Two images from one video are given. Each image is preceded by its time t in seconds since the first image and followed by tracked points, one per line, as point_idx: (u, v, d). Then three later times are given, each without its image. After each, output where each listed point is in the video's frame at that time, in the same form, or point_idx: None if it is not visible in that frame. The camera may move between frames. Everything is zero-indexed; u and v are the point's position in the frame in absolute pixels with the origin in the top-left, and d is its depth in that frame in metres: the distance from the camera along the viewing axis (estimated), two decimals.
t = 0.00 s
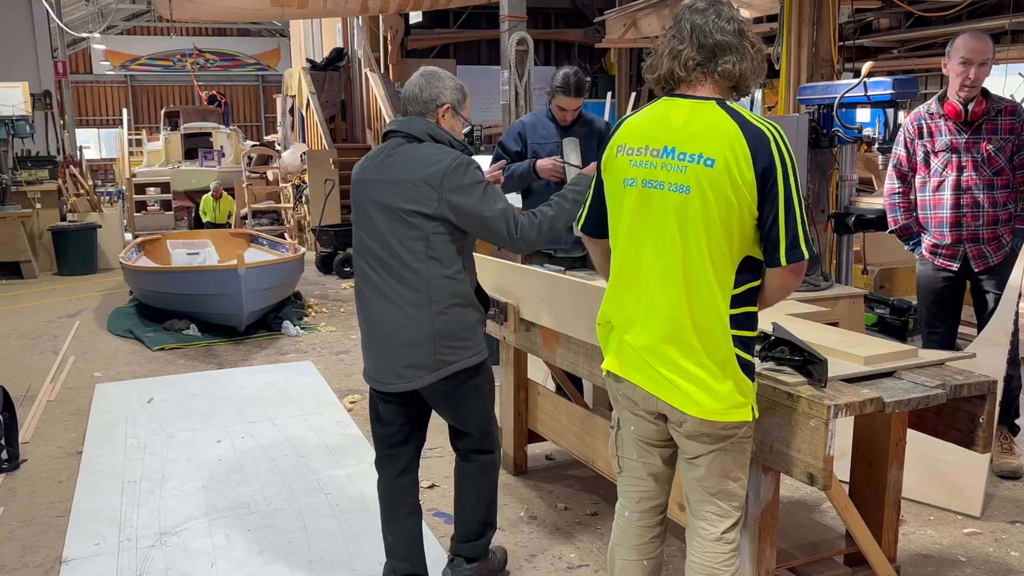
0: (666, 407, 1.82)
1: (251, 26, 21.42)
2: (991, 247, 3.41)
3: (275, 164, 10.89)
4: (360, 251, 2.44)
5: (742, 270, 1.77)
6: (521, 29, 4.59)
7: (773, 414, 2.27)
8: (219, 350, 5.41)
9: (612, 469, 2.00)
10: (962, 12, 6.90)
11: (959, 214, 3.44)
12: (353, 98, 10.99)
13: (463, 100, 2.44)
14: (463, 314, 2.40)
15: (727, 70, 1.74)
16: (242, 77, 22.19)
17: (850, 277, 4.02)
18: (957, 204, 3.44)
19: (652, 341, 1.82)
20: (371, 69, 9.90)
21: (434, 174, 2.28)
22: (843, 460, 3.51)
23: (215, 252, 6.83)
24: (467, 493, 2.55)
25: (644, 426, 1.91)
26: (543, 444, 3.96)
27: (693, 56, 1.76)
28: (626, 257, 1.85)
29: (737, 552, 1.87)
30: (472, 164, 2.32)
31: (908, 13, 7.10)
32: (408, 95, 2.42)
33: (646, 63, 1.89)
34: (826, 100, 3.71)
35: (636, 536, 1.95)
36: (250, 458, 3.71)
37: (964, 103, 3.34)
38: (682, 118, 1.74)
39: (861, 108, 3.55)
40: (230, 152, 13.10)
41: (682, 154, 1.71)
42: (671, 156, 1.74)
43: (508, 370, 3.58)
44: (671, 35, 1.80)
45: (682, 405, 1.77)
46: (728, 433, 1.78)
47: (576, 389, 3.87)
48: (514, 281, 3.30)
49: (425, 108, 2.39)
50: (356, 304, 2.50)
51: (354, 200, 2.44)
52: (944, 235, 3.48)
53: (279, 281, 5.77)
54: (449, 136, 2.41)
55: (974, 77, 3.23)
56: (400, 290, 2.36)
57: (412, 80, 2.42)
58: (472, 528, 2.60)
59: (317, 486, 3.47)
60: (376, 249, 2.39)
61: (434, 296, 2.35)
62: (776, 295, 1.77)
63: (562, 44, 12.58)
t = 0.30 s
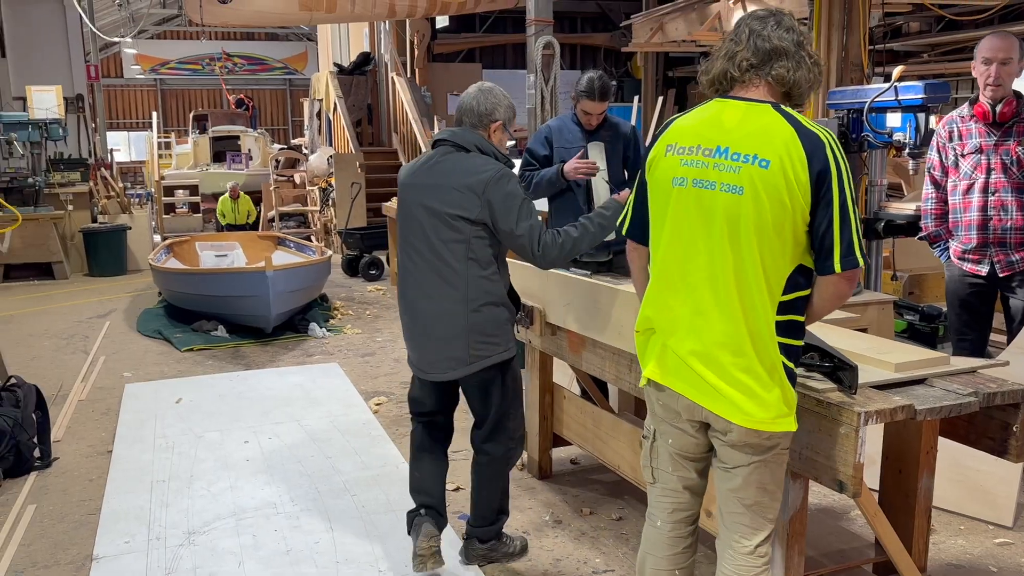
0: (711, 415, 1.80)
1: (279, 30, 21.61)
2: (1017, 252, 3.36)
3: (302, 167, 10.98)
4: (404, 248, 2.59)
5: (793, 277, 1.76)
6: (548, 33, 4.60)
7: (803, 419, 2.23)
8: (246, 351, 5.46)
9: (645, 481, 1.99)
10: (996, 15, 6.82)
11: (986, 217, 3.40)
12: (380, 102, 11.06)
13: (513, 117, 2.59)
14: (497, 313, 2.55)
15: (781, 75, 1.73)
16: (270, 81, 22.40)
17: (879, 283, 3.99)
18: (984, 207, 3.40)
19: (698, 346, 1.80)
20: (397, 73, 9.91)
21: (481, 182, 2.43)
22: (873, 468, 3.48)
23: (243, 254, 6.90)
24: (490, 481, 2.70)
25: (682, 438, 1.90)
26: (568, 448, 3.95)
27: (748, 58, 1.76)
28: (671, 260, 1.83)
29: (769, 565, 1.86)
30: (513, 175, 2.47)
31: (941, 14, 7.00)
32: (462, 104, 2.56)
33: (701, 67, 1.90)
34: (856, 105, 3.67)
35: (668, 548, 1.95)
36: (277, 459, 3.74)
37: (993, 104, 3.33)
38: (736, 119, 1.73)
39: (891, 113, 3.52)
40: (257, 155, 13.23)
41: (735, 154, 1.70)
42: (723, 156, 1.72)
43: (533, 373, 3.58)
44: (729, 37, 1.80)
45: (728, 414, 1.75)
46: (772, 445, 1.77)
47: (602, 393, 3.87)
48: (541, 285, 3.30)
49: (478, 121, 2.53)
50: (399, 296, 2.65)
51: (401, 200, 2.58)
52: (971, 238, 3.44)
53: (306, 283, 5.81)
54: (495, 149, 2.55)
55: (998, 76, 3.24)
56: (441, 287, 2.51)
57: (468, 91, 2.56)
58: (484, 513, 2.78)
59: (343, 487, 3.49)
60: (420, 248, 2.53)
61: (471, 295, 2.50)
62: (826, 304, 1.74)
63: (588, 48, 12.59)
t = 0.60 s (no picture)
0: (752, 423, 1.77)
1: (302, 34, 21.77)
2: None
3: (325, 170, 11.06)
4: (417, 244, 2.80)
5: (839, 284, 1.76)
6: (571, 37, 4.61)
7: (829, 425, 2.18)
8: (270, 352, 5.50)
9: (668, 493, 1.96)
10: None
11: (1008, 220, 3.36)
12: (402, 106, 11.10)
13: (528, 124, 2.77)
14: (495, 308, 2.69)
15: (834, 80, 1.73)
16: (293, 84, 22.57)
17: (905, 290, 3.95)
18: (1006, 210, 3.35)
19: (745, 353, 1.77)
20: (420, 77, 9.94)
21: (477, 183, 2.61)
22: (898, 475, 3.45)
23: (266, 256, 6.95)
24: (511, 479, 2.76)
25: (714, 450, 1.87)
26: (590, 452, 3.94)
27: (801, 61, 1.74)
28: (717, 265, 1.78)
29: None
30: (513, 177, 2.63)
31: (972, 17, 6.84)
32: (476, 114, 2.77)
33: (743, 69, 1.87)
34: (882, 109, 3.69)
35: (692, 560, 1.94)
36: (300, 461, 3.76)
37: (1017, 108, 3.30)
38: (792, 123, 1.70)
39: (918, 117, 3.54)
40: (280, 158, 13.33)
41: (792, 158, 1.67)
42: (780, 158, 1.69)
43: (555, 377, 3.57)
44: (778, 39, 1.78)
45: (773, 424, 1.73)
46: (811, 457, 1.75)
47: (624, 398, 3.85)
48: (564, 289, 3.28)
49: (492, 127, 2.73)
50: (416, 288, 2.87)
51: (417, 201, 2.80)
52: (992, 242, 3.40)
53: (329, 285, 5.84)
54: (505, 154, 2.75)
55: (1016, 80, 3.21)
56: (443, 281, 2.70)
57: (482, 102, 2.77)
58: (503, 515, 2.82)
59: (366, 489, 3.50)
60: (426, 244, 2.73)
61: (468, 289, 2.67)
62: (872, 310, 1.76)
63: (611, 52, 12.58)
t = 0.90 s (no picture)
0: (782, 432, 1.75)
1: (321, 38, 21.87)
2: None
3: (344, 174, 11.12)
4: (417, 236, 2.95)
5: (867, 290, 1.76)
6: (589, 41, 4.61)
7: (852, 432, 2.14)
8: (288, 355, 5.53)
9: (689, 501, 1.94)
10: None
11: None
12: (420, 109, 11.14)
13: (522, 123, 2.86)
14: (473, 298, 2.77)
15: (859, 84, 1.72)
16: (312, 88, 22.70)
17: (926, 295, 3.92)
18: None
19: (776, 361, 1.73)
20: (438, 81, 9.96)
21: (465, 174, 2.74)
22: (919, 482, 3.43)
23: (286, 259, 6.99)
24: (496, 469, 2.85)
25: (739, 458, 1.85)
26: (608, 457, 3.93)
27: (825, 66, 1.73)
28: (746, 272, 1.75)
29: None
30: (502, 170, 2.75)
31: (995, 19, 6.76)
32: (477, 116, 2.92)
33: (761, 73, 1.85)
34: (905, 112, 3.67)
35: (713, 567, 1.92)
36: (319, 463, 3.77)
37: None
38: (818, 128, 1.68)
39: (942, 122, 3.50)
40: (299, 161, 13.41)
41: (823, 164, 1.65)
42: (810, 164, 1.66)
43: (574, 381, 3.56)
44: (799, 44, 1.76)
45: (805, 432, 1.70)
46: (839, 463, 1.74)
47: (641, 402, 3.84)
48: (582, 292, 3.27)
49: (486, 126, 2.86)
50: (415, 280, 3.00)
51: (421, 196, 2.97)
52: (1012, 245, 3.39)
53: (348, 288, 5.87)
54: (499, 152, 2.87)
55: None
56: (428, 268, 2.82)
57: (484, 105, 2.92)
58: (493, 502, 2.91)
59: (384, 491, 3.50)
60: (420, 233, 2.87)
61: (450, 276, 2.77)
62: (900, 313, 1.76)
63: (629, 55, 12.56)
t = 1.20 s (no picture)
0: (782, 433, 1.74)
1: (336, 42, 21.97)
2: None
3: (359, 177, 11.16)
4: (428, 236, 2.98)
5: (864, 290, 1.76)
6: (604, 44, 4.60)
7: (866, 438, 2.12)
8: (303, 357, 5.56)
9: (698, 502, 1.92)
10: None
11: None
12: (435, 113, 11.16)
13: (536, 131, 2.87)
14: (473, 297, 2.78)
15: (850, 87, 1.72)
16: (327, 91, 22.81)
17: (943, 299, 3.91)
18: None
19: (775, 363, 1.73)
20: (453, 84, 9.97)
21: (476, 173, 2.76)
22: (936, 488, 3.41)
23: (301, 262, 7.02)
24: (476, 469, 2.88)
25: (741, 458, 1.83)
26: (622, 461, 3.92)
27: (815, 71, 1.72)
28: (743, 275, 1.74)
29: None
30: (514, 172, 2.75)
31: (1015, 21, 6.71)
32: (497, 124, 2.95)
33: (750, 80, 1.83)
34: (922, 117, 3.66)
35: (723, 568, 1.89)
36: (332, 465, 3.78)
37: None
38: (810, 131, 1.68)
39: (958, 126, 3.49)
40: (314, 164, 13.48)
41: (816, 168, 1.65)
42: (803, 169, 1.66)
43: (588, 385, 3.56)
44: (787, 50, 1.74)
45: (803, 432, 1.70)
46: (840, 463, 1.73)
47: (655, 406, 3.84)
48: (597, 296, 3.26)
49: (503, 135, 2.89)
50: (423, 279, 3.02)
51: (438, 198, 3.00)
52: None
53: (362, 291, 5.89)
54: (512, 158, 2.88)
55: None
56: (432, 264, 2.83)
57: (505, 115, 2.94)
58: (472, 500, 2.95)
59: (397, 494, 3.51)
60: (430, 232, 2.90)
61: (451, 274, 2.79)
62: (897, 313, 1.76)
63: (644, 59, 12.56)
